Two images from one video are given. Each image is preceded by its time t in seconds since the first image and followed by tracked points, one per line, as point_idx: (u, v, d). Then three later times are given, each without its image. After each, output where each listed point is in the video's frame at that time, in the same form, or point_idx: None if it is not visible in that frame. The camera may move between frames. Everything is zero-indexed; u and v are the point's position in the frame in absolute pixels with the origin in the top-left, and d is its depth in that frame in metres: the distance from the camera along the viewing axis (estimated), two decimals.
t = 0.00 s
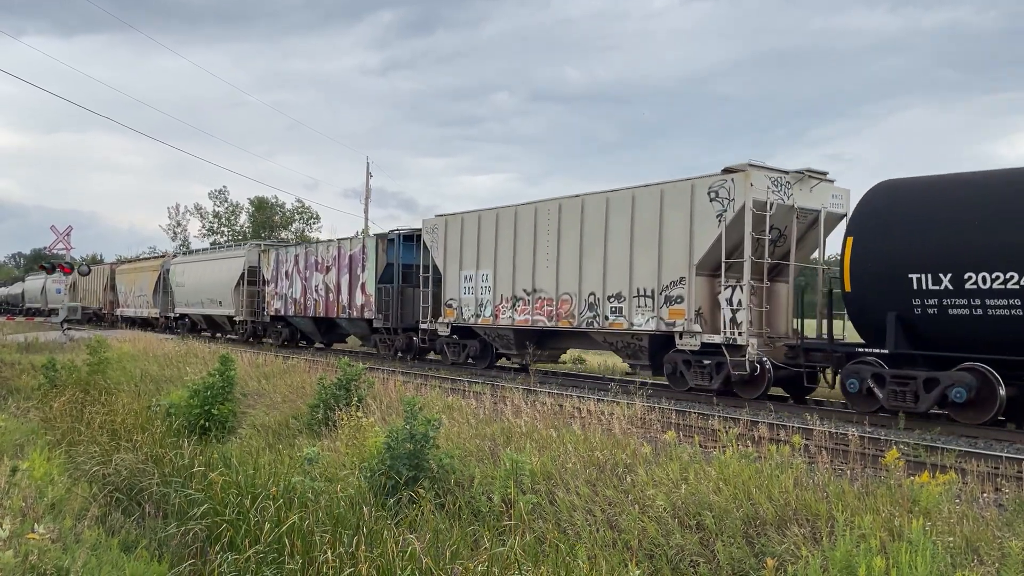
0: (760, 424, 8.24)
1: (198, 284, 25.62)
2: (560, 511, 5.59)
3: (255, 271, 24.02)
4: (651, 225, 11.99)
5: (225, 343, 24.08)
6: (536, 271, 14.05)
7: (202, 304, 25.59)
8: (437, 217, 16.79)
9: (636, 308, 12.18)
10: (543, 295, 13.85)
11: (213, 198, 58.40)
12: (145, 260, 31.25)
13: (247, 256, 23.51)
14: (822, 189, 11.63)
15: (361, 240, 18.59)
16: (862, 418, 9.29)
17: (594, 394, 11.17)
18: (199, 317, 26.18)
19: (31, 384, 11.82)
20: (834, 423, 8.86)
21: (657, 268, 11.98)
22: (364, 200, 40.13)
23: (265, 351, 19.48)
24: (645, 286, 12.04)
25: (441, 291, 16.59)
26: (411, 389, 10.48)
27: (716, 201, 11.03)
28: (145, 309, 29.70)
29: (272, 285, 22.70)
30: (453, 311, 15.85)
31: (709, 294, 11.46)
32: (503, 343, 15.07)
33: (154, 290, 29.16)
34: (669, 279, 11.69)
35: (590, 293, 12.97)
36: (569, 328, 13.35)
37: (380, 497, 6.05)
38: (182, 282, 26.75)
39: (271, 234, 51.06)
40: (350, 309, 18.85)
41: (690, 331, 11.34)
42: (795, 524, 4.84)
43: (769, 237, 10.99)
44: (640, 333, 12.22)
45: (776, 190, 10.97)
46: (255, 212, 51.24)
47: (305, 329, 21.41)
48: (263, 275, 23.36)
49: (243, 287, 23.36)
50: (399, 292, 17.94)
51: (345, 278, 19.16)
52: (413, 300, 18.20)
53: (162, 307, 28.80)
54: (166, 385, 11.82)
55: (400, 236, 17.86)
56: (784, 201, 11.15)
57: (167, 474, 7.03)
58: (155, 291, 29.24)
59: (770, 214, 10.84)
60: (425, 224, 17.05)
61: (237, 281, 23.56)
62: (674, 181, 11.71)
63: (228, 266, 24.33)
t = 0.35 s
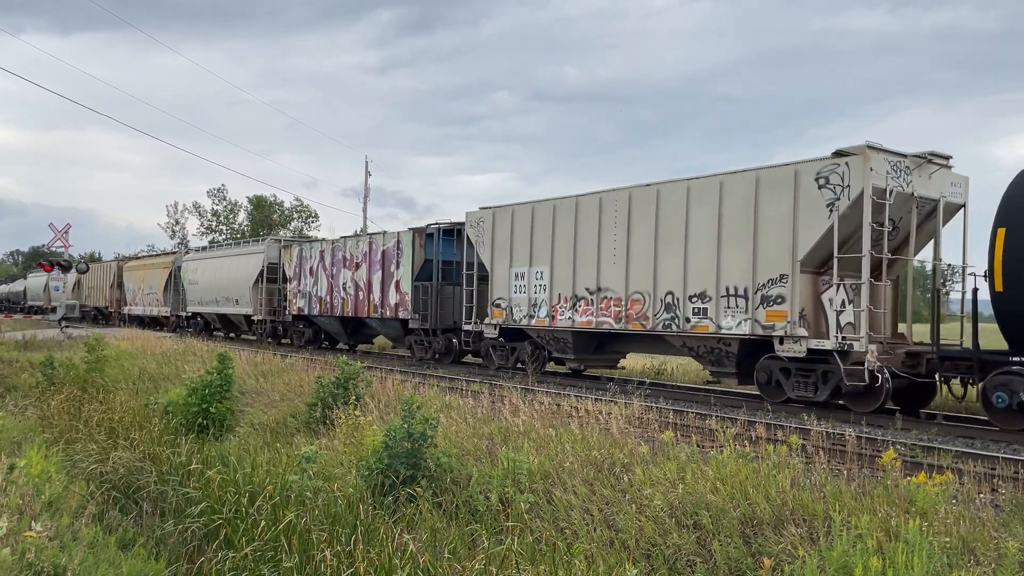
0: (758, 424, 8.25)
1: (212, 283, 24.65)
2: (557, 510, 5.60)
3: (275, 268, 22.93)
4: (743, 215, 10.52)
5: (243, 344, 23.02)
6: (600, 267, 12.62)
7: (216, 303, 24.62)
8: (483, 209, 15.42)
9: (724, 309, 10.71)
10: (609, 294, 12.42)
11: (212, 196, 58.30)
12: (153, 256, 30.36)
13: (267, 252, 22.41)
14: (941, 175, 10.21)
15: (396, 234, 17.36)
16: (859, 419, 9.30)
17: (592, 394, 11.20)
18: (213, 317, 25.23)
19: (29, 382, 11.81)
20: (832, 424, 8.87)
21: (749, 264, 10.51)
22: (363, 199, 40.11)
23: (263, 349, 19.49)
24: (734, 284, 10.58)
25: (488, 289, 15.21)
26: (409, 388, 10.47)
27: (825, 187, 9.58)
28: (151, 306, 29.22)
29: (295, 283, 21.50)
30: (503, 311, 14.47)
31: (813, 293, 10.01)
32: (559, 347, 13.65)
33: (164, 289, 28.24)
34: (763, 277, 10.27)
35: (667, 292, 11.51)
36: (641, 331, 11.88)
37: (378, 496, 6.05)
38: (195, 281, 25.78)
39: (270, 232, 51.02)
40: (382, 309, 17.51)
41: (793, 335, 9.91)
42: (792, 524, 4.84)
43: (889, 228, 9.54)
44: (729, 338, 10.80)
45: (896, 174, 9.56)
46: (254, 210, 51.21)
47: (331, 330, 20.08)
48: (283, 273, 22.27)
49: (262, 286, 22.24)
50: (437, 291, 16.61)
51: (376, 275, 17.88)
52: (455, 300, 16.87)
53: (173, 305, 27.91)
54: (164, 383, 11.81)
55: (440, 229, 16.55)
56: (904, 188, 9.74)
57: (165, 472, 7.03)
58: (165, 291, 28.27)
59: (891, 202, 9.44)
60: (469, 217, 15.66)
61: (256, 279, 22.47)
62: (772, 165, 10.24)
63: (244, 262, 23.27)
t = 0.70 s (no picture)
0: (754, 424, 8.26)
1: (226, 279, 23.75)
2: (553, 509, 5.59)
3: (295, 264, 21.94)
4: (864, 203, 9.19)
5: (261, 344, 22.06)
6: (680, 263, 11.37)
7: (231, 300, 23.70)
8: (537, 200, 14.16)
9: (836, 312, 9.41)
10: (691, 293, 11.17)
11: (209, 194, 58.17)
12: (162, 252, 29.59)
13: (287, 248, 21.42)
14: None
15: (434, 228, 16.40)
16: (855, 419, 9.32)
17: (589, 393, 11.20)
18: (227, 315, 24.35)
19: (25, 379, 11.78)
20: (828, 424, 8.88)
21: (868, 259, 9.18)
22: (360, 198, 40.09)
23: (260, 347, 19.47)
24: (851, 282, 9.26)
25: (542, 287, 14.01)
26: (405, 387, 10.47)
27: (969, 171, 8.27)
28: (156, 303, 28.93)
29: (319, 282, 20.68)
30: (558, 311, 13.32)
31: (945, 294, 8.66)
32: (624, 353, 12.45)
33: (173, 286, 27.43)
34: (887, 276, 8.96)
35: (764, 292, 10.24)
36: (730, 334, 10.62)
37: (374, 495, 6.04)
38: (208, 277, 24.93)
39: (267, 230, 50.96)
40: (419, 308, 16.64)
41: (925, 342, 8.58)
42: (788, 524, 4.84)
43: None
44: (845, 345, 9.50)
45: None
46: (251, 208, 51.17)
47: (360, 330, 19.27)
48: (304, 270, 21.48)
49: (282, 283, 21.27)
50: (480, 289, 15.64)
51: (411, 272, 16.98)
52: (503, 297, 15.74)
53: (183, 304, 27.10)
54: (161, 381, 11.79)
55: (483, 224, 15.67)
56: None
57: (161, 470, 7.01)
58: (175, 288, 27.46)
59: None
60: (520, 208, 14.43)
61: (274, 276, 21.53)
62: (898, 148, 8.91)
63: (259, 260, 22.50)
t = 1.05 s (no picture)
0: (749, 423, 8.27)
1: (241, 277, 22.78)
2: (548, 509, 5.59)
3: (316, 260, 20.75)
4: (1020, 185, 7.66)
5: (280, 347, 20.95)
6: (780, 259, 9.81)
7: (246, 299, 22.74)
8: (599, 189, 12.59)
9: (983, 316, 7.91)
10: (792, 293, 9.63)
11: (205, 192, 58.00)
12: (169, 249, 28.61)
13: (308, 243, 20.33)
14: None
15: (477, 222, 15.12)
16: (850, 419, 9.34)
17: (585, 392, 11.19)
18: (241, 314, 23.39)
19: (19, 377, 11.74)
20: (822, 423, 8.89)
21: None
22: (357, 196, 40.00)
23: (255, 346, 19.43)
24: (1004, 281, 7.75)
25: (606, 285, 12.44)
26: (401, 385, 10.47)
27: None
28: (162, 301, 28.20)
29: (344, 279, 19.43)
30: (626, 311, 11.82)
31: None
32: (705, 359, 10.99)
33: (182, 284, 26.44)
34: None
35: (886, 292, 8.70)
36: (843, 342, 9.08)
37: (369, 494, 6.03)
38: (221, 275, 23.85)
39: (262, 228, 50.86)
40: (460, 308, 15.39)
41: None
42: (783, 524, 4.85)
43: None
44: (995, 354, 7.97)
45: None
46: (247, 206, 51.04)
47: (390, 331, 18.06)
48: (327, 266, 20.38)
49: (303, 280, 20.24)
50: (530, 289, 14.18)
51: (450, 269, 15.77)
52: (564, 299, 14.37)
53: (192, 304, 26.12)
54: (156, 378, 11.76)
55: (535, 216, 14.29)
56: None
57: (156, 469, 6.99)
58: (185, 285, 26.46)
59: None
60: (578, 198, 12.86)
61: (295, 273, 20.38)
62: (944, 140, 8.30)
63: (277, 256, 21.41)
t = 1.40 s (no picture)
0: (743, 422, 8.29)
1: (257, 275, 21.69)
2: (543, 507, 5.58)
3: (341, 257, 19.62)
4: None
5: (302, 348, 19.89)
6: (906, 258, 8.65)
7: (263, 298, 21.63)
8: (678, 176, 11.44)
9: None
10: (923, 293, 8.46)
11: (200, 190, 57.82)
12: (178, 246, 27.51)
13: (332, 238, 19.20)
14: None
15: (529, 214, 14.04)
16: (843, 418, 9.36)
17: (579, 391, 11.19)
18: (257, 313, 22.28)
19: (11, 375, 11.68)
20: (816, 422, 8.92)
21: None
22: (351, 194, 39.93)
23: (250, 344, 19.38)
24: None
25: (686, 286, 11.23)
26: (395, 383, 10.46)
27: None
28: (168, 300, 27.22)
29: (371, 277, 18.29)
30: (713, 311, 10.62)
31: None
32: (806, 366, 9.78)
33: (192, 283, 25.39)
34: None
35: None
36: (989, 348, 7.94)
37: (363, 492, 6.02)
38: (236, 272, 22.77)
39: (257, 226, 50.73)
40: (508, 308, 14.33)
41: None
42: (776, 522, 4.86)
43: None
44: None
45: None
46: (241, 204, 50.90)
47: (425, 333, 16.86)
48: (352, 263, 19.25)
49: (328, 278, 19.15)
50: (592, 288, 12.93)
51: (497, 266, 14.73)
52: (630, 298, 13.08)
53: (203, 303, 25.10)
54: (149, 377, 11.73)
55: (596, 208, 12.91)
56: None
57: (149, 467, 6.97)
58: (195, 284, 25.42)
59: None
60: (652, 185, 11.75)
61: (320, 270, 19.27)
62: None
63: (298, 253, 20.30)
